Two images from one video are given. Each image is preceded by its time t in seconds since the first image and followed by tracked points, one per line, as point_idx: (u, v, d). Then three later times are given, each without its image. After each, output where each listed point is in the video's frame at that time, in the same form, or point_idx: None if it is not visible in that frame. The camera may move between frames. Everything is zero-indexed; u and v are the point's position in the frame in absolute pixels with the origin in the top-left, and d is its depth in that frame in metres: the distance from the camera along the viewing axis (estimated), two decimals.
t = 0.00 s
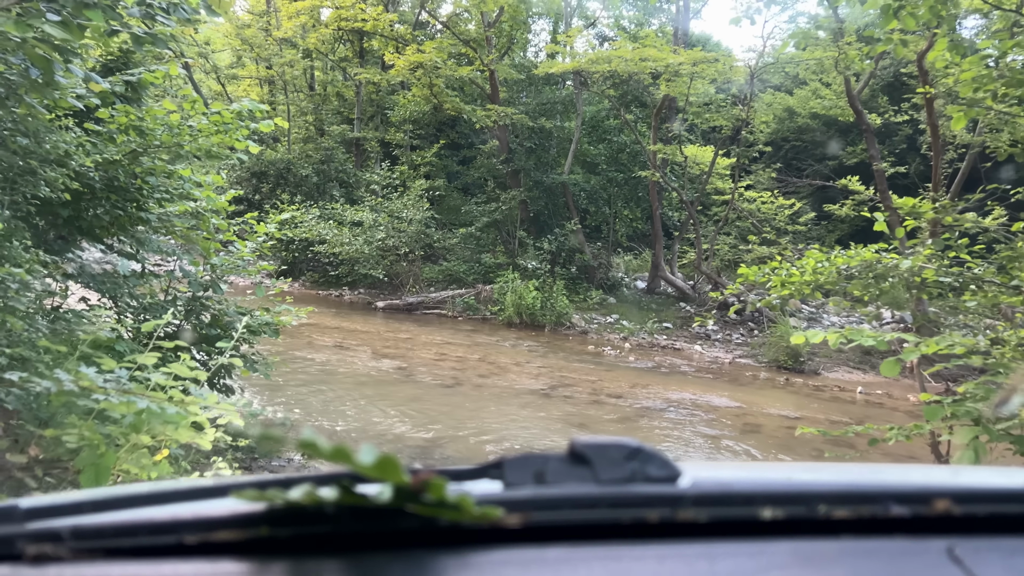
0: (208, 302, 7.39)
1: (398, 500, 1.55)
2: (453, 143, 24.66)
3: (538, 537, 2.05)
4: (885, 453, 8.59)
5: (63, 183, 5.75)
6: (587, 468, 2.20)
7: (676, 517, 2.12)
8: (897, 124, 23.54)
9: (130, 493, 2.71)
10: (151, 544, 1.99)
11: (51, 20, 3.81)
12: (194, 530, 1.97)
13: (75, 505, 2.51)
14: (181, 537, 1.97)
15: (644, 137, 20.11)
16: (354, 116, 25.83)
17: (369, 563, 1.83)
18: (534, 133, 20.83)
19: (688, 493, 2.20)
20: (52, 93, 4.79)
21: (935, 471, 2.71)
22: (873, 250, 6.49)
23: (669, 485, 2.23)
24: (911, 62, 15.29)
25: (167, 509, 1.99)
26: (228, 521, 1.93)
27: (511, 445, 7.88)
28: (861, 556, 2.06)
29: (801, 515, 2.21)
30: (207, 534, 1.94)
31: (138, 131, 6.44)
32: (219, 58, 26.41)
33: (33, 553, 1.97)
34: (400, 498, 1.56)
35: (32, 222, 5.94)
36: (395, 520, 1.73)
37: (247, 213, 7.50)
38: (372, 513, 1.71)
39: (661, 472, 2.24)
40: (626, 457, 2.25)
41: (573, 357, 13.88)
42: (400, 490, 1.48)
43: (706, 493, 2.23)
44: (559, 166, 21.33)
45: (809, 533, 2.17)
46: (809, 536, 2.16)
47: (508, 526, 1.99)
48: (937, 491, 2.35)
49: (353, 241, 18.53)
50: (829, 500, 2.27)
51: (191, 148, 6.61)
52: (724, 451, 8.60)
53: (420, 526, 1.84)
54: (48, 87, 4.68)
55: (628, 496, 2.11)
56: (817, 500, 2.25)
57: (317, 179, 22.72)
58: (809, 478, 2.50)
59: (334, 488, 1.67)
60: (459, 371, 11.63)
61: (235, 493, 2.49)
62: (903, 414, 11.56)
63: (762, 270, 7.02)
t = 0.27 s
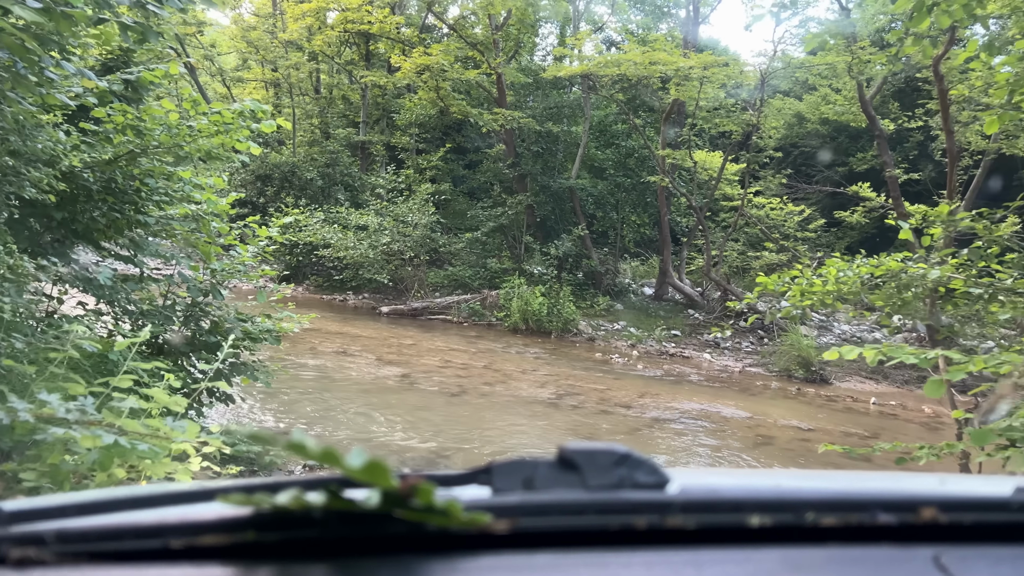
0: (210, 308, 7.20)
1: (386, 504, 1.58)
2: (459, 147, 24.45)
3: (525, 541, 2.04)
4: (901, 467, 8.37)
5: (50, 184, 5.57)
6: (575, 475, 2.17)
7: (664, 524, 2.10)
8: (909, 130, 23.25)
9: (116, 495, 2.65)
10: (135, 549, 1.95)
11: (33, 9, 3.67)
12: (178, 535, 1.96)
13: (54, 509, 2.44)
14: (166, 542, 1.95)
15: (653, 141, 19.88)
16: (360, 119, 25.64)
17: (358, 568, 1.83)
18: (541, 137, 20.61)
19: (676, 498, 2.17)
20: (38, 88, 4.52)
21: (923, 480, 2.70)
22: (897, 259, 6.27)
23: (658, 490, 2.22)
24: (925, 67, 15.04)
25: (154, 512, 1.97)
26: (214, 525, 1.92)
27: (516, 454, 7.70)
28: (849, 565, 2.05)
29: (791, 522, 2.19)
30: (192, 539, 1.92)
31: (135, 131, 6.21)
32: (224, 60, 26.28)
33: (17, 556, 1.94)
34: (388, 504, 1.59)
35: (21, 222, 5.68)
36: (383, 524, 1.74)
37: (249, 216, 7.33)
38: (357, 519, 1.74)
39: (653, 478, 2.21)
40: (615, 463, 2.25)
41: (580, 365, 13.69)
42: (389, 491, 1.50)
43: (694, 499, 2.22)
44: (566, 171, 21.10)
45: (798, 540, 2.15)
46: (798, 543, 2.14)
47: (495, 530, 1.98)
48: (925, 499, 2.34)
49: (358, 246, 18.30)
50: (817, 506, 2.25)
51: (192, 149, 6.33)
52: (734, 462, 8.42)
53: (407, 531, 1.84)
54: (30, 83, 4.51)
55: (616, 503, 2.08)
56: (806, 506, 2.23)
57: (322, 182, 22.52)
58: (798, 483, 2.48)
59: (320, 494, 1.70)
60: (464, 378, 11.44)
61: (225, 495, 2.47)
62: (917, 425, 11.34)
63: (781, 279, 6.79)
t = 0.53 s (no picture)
0: (212, 310, 6.98)
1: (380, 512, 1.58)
2: (466, 150, 24.30)
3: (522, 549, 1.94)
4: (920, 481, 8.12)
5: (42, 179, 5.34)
6: (572, 480, 2.20)
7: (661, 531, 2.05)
8: (921, 137, 23.03)
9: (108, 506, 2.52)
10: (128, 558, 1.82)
11: None
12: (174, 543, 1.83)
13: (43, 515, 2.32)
14: (161, 549, 1.82)
15: (662, 146, 19.73)
16: (367, 122, 25.51)
17: None
18: (549, 141, 20.48)
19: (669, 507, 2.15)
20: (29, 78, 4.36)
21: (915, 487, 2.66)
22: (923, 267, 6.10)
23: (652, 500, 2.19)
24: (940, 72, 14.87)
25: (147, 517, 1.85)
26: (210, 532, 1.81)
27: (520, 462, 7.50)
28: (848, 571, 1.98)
29: (787, 529, 2.15)
30: (189, 545, 1.80)
31: (137, 128, 6.05)
32: (231, 62, 26.20)
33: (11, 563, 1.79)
34: (385, 509, 1.58)
35: (18, 219, 5.54)
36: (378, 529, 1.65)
37: (254, 217, 7.14)
38: (356, 525, 1.67)
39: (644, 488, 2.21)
40: (610, 469, 2.26)
41: (587, 372, 13.47)
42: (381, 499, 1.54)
43: (688, 508, 2.17)
44: (574, 175, 20.95)
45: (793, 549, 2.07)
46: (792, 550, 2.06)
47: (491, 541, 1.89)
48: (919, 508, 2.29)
49: (364, 249, 18.13)
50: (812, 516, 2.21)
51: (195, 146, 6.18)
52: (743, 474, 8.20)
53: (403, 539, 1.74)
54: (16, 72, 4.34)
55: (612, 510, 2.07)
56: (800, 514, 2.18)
57: (328, 184, 22.38)
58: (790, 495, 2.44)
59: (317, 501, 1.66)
60: (471, 384, 11.21)
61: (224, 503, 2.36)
62: (933, 438, 11.08)
63: (802, 286, 6.65)
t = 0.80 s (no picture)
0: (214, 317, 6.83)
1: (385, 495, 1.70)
2: (474, 157, 24.13)
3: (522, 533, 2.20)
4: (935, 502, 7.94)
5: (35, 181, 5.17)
6: (574, 468, 2.40)
7: (661, 515, 2.30)
8: (933, 150, 22.79)
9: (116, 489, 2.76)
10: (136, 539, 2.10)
11: None
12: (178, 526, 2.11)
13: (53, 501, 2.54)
14: (166, 531, 2.10)
15: (672, 155, 19.55)
16: (375, 127, 25.35)
17: (355, 556, 2.00)
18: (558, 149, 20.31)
19: (675, 492, 2.37)
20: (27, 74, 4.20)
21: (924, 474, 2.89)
22: (949, 284, 5.99)
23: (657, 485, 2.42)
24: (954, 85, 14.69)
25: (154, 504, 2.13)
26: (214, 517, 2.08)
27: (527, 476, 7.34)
28: (848, 555, 2.26)
29: (788, 515, 2.40)
30: (192, 529, 2.07)
31: (140, 130, 5.87)
32: (240, 66, 26.16)
33: (19, 546, 2.07)
34: (388, 495, 1.71)
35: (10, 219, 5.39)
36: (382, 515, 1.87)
37: (259, 222, 7.01)
38: (357, 510, 1.87)
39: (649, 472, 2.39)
40: (612, 456, 2.43)
41: (594, 383, 13.30)
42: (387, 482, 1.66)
43: (694, 493, 2.41)
44: (582, 184, 20.76)
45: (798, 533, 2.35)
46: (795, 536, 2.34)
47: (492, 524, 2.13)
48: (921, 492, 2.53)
49: (370, 255, 18.08)
50: (815, 499, 2.45)
51: (199, 150, 6.02)
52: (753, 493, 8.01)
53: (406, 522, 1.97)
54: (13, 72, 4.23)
55: (615, 494, 2.31)
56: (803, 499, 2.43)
57: (335, 190, 22.23)
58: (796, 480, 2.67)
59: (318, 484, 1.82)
60: (477, 395, 11.06)
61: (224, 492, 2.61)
62: (946, 456, 10.88)
63: (822, 302, 6.60)
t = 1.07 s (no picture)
0: (215, 322, 6.61)
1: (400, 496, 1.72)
2: (482, 165, 23.94)
3: (536, 535, 2.20)
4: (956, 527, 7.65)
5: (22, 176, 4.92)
6: (587, 466, 2.34)
7: (676, 515, 2.30)
8: (946, 166, 22.54)
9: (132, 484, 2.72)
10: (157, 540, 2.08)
11: None
12: (196, 527, 2.07)
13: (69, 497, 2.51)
14: (183, 533, 2.07)
15: (682, 166, 19.36)
16: (382, 134, 25.17)
17: (372, 560, 1.97)
18: (567, 158, 20.11)
19: (690, 490, 2.37)
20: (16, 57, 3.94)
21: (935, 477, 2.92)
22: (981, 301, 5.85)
23: (672, 484, 2.40)
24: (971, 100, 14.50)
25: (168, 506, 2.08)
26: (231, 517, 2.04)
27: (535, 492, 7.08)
28: (866, 554, 2.28)
29: (803, 514, 2.41)
30: (208, 531, 2.03)
31: (141, 125, 5.65)
32: (249, 70, 26.06)
33: (37, 549, 2.05)
34: (402, 496, 1.73)
35: None
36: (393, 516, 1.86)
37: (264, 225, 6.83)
38: (372, 510, 1.87)
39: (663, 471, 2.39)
40: (627, 455, 2.38)
41: (601, 396, 13.03)
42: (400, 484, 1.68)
43: (707, 493, 2.41)
44: (590, 194, 20.55)
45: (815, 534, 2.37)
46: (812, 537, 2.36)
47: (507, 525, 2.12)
48: (937, 491, 2.55)
49: (375, 261, 17.98)
50: (830, 498, 2.47)
51: (202, 148, 5.87)
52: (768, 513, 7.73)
53: (419, 522, 1.96)
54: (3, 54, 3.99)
55: (629, 493, 2.27)
56: (819, 498, 2.44)
57: (342, 195, 22.04)
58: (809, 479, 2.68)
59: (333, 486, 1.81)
60: (483, 406, 10.77)
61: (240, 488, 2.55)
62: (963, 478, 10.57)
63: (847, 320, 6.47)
